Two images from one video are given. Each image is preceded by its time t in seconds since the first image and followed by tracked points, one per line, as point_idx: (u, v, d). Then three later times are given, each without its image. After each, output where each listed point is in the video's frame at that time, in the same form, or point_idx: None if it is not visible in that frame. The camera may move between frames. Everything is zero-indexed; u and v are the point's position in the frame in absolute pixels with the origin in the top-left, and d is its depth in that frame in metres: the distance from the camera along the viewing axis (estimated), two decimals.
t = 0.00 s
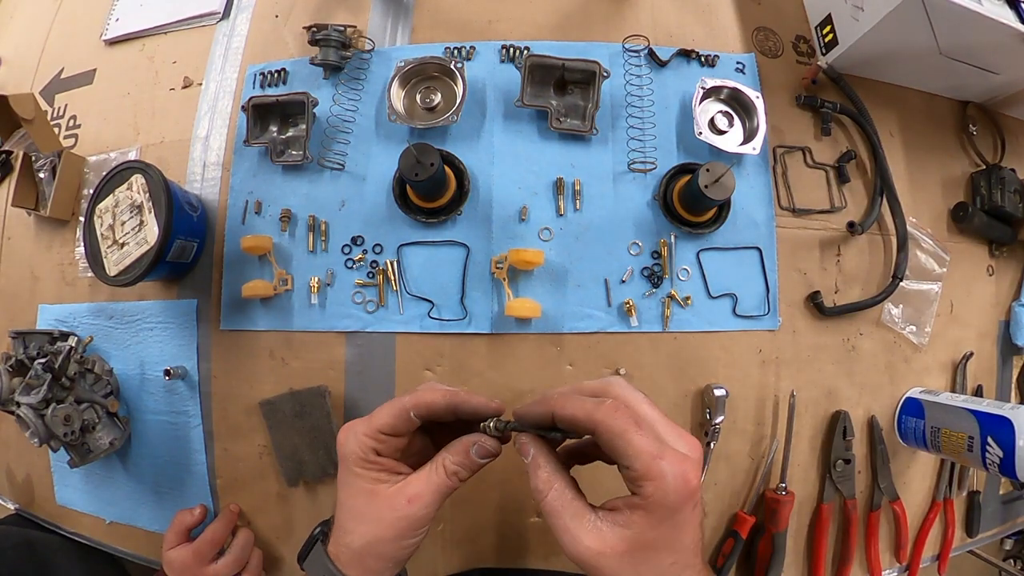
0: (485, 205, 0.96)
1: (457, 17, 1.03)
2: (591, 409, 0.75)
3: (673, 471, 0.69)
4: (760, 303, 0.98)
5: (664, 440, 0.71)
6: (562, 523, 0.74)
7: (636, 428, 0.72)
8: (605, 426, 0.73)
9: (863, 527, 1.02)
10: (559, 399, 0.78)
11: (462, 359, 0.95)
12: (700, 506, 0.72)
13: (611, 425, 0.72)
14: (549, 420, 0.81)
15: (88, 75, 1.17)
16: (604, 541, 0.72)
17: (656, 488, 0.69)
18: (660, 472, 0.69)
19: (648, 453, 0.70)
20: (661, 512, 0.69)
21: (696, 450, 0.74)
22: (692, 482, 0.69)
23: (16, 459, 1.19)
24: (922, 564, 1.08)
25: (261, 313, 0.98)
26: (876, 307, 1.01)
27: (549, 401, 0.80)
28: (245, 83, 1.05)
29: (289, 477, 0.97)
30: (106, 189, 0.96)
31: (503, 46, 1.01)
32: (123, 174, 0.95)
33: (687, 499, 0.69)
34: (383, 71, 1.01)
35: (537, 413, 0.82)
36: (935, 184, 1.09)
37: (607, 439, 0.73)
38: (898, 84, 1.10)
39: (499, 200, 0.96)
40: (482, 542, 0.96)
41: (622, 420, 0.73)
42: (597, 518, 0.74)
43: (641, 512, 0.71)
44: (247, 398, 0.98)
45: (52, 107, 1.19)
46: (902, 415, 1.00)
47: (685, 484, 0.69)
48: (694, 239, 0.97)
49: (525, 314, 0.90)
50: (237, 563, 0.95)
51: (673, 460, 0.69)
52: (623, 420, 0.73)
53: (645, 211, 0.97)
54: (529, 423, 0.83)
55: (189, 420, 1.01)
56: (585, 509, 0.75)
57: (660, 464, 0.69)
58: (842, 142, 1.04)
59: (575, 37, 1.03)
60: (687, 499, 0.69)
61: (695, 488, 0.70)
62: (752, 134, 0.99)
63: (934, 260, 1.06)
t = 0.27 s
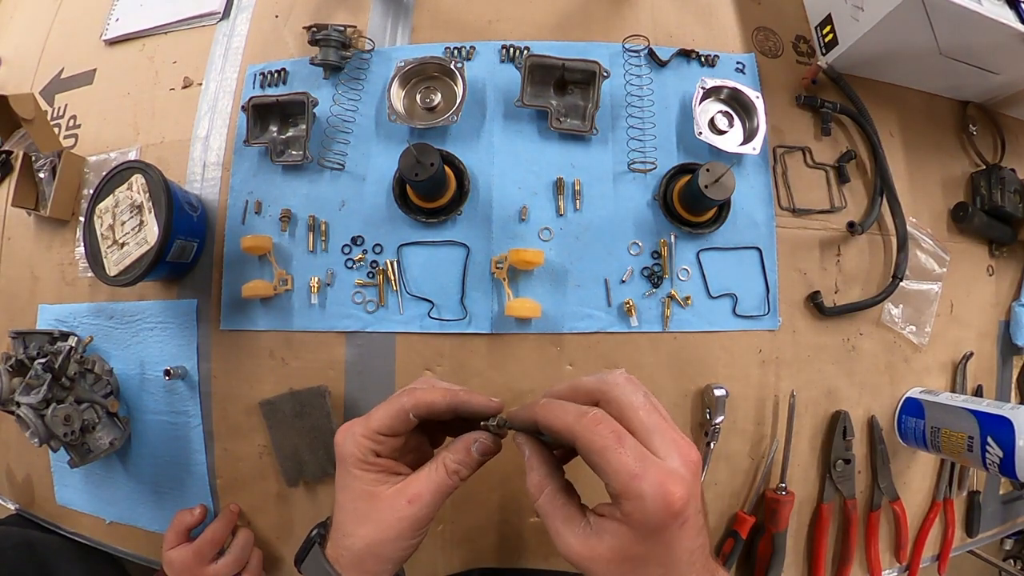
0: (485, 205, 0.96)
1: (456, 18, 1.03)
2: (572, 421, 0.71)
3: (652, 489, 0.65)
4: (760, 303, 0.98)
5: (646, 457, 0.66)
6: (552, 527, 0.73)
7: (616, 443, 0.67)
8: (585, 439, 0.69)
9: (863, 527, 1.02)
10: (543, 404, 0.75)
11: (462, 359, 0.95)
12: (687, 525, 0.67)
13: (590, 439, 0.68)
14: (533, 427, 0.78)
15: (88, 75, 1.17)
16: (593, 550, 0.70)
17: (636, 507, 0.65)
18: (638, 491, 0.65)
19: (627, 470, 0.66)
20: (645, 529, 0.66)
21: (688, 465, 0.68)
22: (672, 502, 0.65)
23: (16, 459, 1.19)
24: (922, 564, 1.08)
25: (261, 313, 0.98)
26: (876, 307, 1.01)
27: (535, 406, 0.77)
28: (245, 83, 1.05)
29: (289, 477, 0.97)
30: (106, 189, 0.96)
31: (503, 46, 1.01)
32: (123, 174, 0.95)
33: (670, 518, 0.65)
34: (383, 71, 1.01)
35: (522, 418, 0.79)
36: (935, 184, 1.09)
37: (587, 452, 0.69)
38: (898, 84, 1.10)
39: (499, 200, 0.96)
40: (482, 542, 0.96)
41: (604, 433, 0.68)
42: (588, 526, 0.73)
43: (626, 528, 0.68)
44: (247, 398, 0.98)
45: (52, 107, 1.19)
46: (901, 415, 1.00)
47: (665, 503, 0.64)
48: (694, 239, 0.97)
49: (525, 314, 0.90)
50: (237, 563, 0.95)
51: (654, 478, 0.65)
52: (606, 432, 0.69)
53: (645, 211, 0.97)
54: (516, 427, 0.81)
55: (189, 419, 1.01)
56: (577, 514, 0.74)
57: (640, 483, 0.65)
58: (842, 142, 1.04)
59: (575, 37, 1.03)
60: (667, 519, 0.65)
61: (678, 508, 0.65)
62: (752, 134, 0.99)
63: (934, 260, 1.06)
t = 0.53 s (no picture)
0: (485, 205, 0.96)
1: (456, 17, 1.03)
2: (569, 406, 0.73)
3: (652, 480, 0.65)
4: (760, 303, 0.98)
5: (638, 439, 0.67)
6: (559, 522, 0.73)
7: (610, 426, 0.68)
8: (580, 424, 0.70)
9: (863, 527, 1.02)
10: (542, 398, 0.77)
11: (462, 359, 0.95)
12: (683, 507, 0.67)
13: (584, 422, 0.70)
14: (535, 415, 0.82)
15: (88, 75, 1.17)
16: (599, 536, 0.70)
17: (628, 490, 0.65)
18: (630, 473, 0.65)
19: (618, 454, 0.66)
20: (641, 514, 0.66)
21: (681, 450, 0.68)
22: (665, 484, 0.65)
23: (16, 459, 1.19)
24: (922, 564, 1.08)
25: (261, 313, 0.98)
26: (876, 307, 1.01)
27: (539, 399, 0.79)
28: (245, 83, 1.05)
29: (289, 477, 0.97)
30: (106, 189, 0.96)
31: (503, 46, 1.01)
32: (123, 174, 0.95)
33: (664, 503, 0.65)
34: (383, 71, 1.01)
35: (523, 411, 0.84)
36: (935, 185, 1.09)
37: (583, 435, 0.70)
38: (898, 84, 1.10)
39: (499, 200, 0.96)
40: (482, 542, 0.96)
41: (598, 417, 0.69)
42: (592, 513, 0.73)
43: (622, 515, 0.68)
44: (247, 398, 0.98)
45: (52, 107, 1.19)
46: (901, 415, 1.00)
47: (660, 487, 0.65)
48: (694, 239, 0.97)
49: (525, 314, 0.90)
50: (237, 563, 0.95)
51: (645, 460, 0.65)
52: (597, 417, 0.70)
53: (645, 211, 0.97)
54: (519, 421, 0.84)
55: (189, 419, 1.01)
56: (582, 502, 0.74)
57: (632, 465, 0.65)
58: (842, 142, 1.04)
59: (575, 37, 1.03)
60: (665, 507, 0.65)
61: (671, 489, 0.65)
62: (752, 134, 0.99)
63: (934, 260, 1.06)
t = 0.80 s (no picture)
0: (485, 205, 0.96)
1: (456, 17, 1.03)
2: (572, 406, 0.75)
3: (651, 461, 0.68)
4: (760, 303, 0.98)
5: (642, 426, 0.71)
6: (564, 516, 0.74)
7: (613, 415, 0.72)
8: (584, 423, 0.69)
9: (863, 527, 1.02)
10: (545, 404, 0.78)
11: (462, 359, 0.95)
12: (689, 489, 0.71)
13: (587, 414, 0.73)
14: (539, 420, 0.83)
15: (88, 75, 1.17)
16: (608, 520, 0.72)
17: (640, 472, 0.69)
18: (640, 455, 0.69)
19: (625, 439, 0.70)
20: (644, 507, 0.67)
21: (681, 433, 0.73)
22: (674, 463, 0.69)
23: (16, 459, 1.19)
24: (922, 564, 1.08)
25: (261, 313, 0.98)
26: (876, 307, 1.01)
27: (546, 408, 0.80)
28: (244, 83, 1.05)
29: (289, 477, 0.97)
30: (106, 189, 0.96)
31: (503, 46, 1.01)
32: (123, 173, 0.95)
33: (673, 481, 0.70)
34: (383, 71, 1.01)
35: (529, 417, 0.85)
36: (935, 185, 1.09)
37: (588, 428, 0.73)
38: (898, 84, 1.10)
39: (499, 199, 0.96)
40: (482, 542, 0.96)
41: (599, 409, 0.73)
42: (599, 498, 0.75)
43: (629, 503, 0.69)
44: (247, 398, 0.98)
45: (52, 107, 1.19)
46: (902, 415, 1.00)
47: (667, 464, 0.69)
48: (694, 239, 0.97)
49: (525, 314, 0.90)
50: (237, 563, 0.95)
51: (652, 442, 0.70)
52: (599, 409, 0.73)
53: (645, 211, 0.97)
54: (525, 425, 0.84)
55: (189, 420, 1.01)
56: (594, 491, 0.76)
57: (640, 448, 0.70)
58: (842, 142, 1.04)
59: (575, 37, 1.03)
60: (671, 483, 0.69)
61: (679, 467, 0.69)
62: (752, 134, 0.99)
63: (934, 260, 1.06)
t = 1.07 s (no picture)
0: (485, 205, 0.96)
1: (456, 17, 1.03)
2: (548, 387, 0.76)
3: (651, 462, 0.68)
4: (760, 303, 0.98)
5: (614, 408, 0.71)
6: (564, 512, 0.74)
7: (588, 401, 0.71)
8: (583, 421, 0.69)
9: (863, 527, 1.02)
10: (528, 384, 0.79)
11: (462, 359, 0.95)
12: (665, 469, 0.71)
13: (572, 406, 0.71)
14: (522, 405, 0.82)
15: (88, 75, 1.17)
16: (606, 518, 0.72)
17: (612, 454, 0.70)
18: (611, 438, 0.69)
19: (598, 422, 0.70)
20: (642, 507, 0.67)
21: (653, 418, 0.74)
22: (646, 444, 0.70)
23: (16, 459, 1.19)
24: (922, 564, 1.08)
25: (261, 313, 0.98)
26: (876, 307, 1.01)
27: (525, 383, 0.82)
28: (245, 83, 1.05)
29: (289, 477, 0.97)
30: (106, 189, 0.96)
31: (503, 46, 1.01)
32: (123, 173, 0.95)
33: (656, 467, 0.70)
34: (383, 71, 1.01)
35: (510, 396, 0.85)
36: (935, 185, 1.09)
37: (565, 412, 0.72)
38: (898, 84, 1.10)
39: (499, 199, 0.96)
40: (482, 543, 0.96)
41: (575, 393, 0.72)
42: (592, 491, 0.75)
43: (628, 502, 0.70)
44: (247, 398, 0.98)
45: (52, 107, 1.19)
46: (902, 415, 1.00)
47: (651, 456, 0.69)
48: (694, 239, 0.97)
49: (525, 314, 0.90)
50: (237, 563, 0.95)
51: (623, 425, 0.70)
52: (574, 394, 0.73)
53: (645, 211, 0.97)
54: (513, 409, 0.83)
55: (189, 419, 1.01)
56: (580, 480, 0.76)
57: (612, 431, 0.70)
58: (842, 142, 1.04)
59: (575, 37, 1.03)
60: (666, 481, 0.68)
61: (649, 448, 0.70)
62: (752, 135, 0.99)
63: (934, 260, 1.06)
